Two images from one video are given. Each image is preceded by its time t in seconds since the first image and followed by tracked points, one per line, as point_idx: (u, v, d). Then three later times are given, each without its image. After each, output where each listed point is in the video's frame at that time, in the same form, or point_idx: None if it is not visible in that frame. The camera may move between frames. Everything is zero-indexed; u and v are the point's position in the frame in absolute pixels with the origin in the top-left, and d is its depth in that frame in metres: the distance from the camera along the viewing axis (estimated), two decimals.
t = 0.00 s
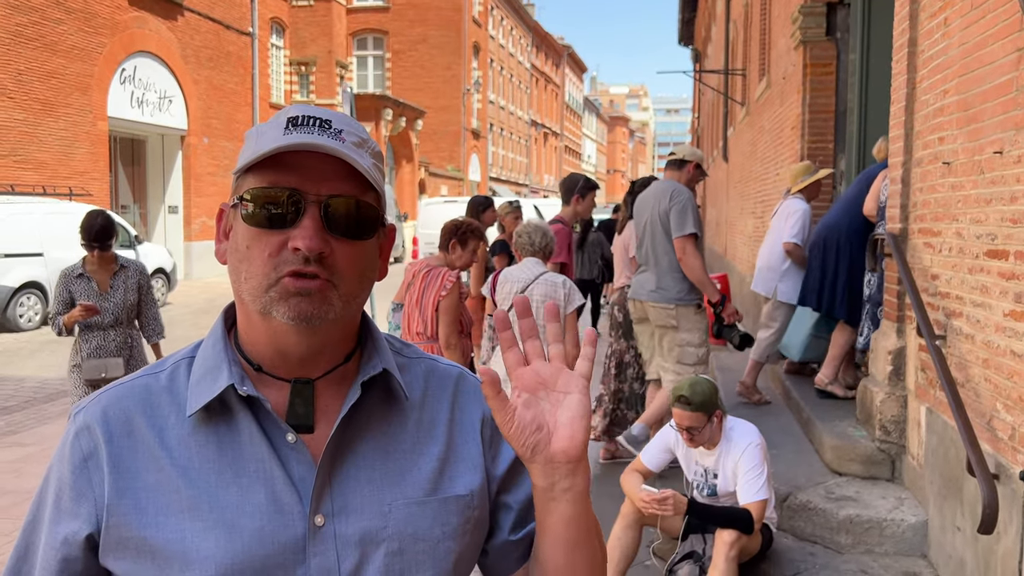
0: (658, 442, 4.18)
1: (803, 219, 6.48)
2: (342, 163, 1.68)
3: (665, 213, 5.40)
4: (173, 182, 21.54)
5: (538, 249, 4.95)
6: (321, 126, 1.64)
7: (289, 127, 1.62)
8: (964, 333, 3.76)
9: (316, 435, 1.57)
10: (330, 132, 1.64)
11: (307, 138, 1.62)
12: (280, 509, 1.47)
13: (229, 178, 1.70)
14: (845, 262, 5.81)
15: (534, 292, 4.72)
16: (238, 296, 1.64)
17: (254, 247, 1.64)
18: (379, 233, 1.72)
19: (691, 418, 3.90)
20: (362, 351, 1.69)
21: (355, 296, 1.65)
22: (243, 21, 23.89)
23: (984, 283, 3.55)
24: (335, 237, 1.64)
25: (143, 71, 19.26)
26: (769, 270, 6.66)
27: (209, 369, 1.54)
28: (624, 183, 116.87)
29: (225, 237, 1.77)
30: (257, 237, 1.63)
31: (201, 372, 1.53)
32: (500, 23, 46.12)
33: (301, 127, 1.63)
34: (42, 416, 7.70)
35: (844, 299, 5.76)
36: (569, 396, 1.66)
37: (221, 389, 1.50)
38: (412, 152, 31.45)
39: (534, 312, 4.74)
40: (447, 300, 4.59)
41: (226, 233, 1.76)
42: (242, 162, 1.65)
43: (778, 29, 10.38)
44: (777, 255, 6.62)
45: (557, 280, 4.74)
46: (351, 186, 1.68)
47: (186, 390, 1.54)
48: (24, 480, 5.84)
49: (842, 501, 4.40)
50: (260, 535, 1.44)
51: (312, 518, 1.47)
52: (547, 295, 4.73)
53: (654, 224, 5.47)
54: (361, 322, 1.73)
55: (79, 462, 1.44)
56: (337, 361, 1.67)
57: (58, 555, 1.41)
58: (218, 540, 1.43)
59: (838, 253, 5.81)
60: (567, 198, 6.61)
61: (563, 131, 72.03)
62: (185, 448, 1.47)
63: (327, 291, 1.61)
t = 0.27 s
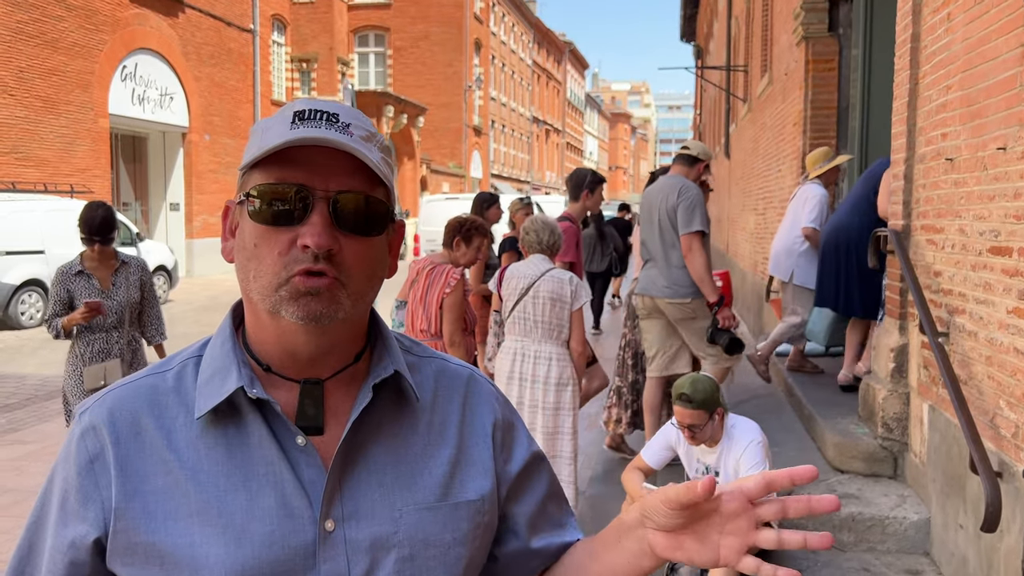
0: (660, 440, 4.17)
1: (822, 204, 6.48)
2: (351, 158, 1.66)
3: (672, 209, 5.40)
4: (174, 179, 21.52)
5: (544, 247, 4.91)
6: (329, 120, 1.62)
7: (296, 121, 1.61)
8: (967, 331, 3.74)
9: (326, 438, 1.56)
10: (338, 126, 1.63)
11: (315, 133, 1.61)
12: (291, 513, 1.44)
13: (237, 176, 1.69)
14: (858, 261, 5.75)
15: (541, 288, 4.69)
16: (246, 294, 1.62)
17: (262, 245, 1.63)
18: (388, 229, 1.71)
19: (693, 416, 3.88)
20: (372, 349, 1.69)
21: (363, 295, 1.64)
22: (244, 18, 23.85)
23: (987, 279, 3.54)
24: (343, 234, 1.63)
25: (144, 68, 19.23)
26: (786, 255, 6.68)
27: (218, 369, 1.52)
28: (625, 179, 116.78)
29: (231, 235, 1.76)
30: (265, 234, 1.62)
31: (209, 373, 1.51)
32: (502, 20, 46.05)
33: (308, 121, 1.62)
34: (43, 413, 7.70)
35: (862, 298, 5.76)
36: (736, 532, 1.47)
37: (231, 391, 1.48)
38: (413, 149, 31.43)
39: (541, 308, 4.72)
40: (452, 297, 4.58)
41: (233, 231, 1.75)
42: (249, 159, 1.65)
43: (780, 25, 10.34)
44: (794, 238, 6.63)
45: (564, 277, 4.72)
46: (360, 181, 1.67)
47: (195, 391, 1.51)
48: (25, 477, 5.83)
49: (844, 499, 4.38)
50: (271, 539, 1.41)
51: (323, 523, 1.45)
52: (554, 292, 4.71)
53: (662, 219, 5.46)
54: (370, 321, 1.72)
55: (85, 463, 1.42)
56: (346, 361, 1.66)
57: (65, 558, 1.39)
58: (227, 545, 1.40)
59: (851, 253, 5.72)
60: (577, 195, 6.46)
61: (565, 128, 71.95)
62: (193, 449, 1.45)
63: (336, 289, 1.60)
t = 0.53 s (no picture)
0: (657, 437, 4.16)
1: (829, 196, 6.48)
2: (372, 156, 1.65)
3: (687, 207, 5.35)
4: (171, 177, 21.47)
5: (540, 246, 4.88)
6: (349, 117, 1.61)
7: (316, 118, 1.59)
8: (965, 327, 3.73)
9: (344, 435, 1.54)
10: (358, 123, 1.61)
11: (335, 130, 1.58)
12: (309, 509, 1.42)
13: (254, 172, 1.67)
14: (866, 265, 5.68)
15: (534, 286, 4.69)
16: (264, 291, 1.61)
17: (280, 241, 1.61)
18: (408, 228, 1.69)
19: (690, 413, 3.87)
20: (390, 347, 1.68)
21: (385, 293, 1.63)
22: (241, 15, 23.79)
23: (986, 276, 3.52)
24: (363, 232, 1.61)
25: (140, 66, 19.17)
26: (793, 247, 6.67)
27: (237, 366, 1.51)
28: (624, 177, 116.79)
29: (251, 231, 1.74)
30: (285, 230, 1.61)
31: (228, 369, 1.50)
32: (500, 17, 45.99)
33: (329, 118, 1.60)
34: (41, 411, 7.68)
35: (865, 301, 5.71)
36: (752, 543, 1.45)
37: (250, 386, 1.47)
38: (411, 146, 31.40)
39: (535, 305, 4.72)
40: (451, 295, 4.54)
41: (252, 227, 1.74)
42: (268, 155, 1.62)
43: (778, 22, 10.33)
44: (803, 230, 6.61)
45: (558, 273, 4.70)
46: (381, 179, 1.66)
47: (213, 387, 1.51)
48: (22, 475, 5.82)
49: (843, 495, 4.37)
50: (289, 537, 1.40)
51: (341, 520, 1.43)
52: (549, 288, 4.70)
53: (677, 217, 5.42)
54: (388, 319, 1.71)
55: (103, 458, 1.41)
56: (364, 358, 1.65)
57: (83, 553, 1.37)
58: (244, 542, 1.38)
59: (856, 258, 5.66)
60: (585, 192, 6.28)
61: (563, 126, 71.91)
62: (211, 446, 1.44)
63: (357, 287, 1.59)
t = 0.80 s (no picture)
0: (651, 436, 4.15)
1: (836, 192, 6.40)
2: (387, 147, 1.62)
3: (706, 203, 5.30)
4: (165, 174, 21.41)
5: (530, 243, 4.87)
6: (364, 109, 1.58)
7: (330, 111, 1.57)
8: (958, 326, 3.73)
9: (363, 428, 1.53)
10: (373, 115, 1.58)
11: (350, 123, 1.56)
12: (328, 502, 1.41)
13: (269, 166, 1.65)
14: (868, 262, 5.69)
15: (526, 284, 4.70)
16: (282, 285, 1.60)
17: (297, 235, 1.60)
18: (424, 220, 1.68)
19: (684, 412, 3.86)
20: (408, 340, 1.66)
21: (402, 286, 1.61)
22: (235, 12, 23.70)
23: (979, 274, 3.53)
24: (379, 224, 1.60)
25: (133, 63, 19.10)
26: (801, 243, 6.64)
27: (256, 360, 1.49)
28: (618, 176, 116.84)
29: (266, 227, 1.73)
30: (301, 224, 1.59)
31: (248, 362, 1.49)
32: (494, 16, 45.94)
33: (343, 110, 1.57)
34: (34, 409, 7.64)
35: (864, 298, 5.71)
36: (773, 535, 1.42)
37: (269, 379, 1.45)
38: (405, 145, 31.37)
39: (526, 304, 4.71)
40: (445, 294, 4.54)
41: (267, 222, 1.72)
42: (283, 149, 1.60)
43: (772, 21, 10.34)
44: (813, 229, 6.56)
45: (549, 271, 4.71)
46: (396, 171, 1.63)
47: (232, 380, 1.49)
48: (14, 473, 5.80)
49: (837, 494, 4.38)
50: (309, 530, 1.39)
51: (361, 513, 1.42)
52: (540, 287, 4.71)
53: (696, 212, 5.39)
54: (406, 312, 1.69)
55: (125, 452, 1.40)
56: (382, 352, 1.63)
57: (105, 547, 1.37)
58: (266, 534, 1.37)
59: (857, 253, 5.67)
60: (598, 191, 6.10)
61: (557, 124, 71.92)
62: (231, 439, 1.42)
63: (374, 281, 1.57)
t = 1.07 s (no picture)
0: (644, 436, 4.14)
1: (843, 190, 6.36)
2: (413, 145, 1.60)
3: (727, 187, 5.30)
4: (156, 172, 21.30)
5: (526, 242, 4.87)
6: (390, 107, 1.56)
7: (357, 108, 1.55)
8: (951, 326, 3.74)
9: (386, 424, 1.51)
10: (399, 113, 1.56)
11: (377, 120, 1.54)
12: (352, 498, 1.40)
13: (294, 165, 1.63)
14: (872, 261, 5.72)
15: (519, 283, 4.70)
16: (306, 281, 1.58)
17: (323, 231, 1.57)
18: (448, 218, 1.65)
19: (678, 411, 3.85)
20: (430, 337, 1.64)
21: (425, 283, 1.59)
22: (228, 9, 23.59)
23: (972, 275, 3.53)
24: (405, 221, 1.57)
25: (125, 60, 18.99)
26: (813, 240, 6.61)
27: (280, 355, 1.47)
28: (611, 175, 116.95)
29: (291, 222, 1.70)
30: (326, 220, 1.57)
31: (272, 358, 1.47)
32: (488, 15, 45.89)
33: (369, 108, 1.55)
34: (23, 408, 7.58)
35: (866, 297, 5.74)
36: (796, 530, 1.40)
37: (293, 375, 1.43)
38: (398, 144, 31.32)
39: (520, 302, 4.70)
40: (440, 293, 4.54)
41: (293, 217, 1.70)
42: (310, 146, 1.58)
43: (766, 21, 10.35)
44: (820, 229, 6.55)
45: (543, 270, 4.72)
46: (423, 169, 1.61)
47: (256, 376, 1.47)
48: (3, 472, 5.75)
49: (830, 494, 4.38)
50: (333, 526, 1.37)
51: (385, 508, 1.40)
52: (534, 285, 4.71)
53: (716, 196, 5.38)
54: (428, 309, 1.66)
55: (150, 447, 1.38)
56: (405, 348, 1.61)
57: (131, 540, 1.35)
58: (290, 529, 1.36)
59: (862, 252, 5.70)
60: (614, 181, 6.08)
61: (550, 124, 71.93)
62: (255, 434, 1.41)
63: (398, 277, 1.55)
